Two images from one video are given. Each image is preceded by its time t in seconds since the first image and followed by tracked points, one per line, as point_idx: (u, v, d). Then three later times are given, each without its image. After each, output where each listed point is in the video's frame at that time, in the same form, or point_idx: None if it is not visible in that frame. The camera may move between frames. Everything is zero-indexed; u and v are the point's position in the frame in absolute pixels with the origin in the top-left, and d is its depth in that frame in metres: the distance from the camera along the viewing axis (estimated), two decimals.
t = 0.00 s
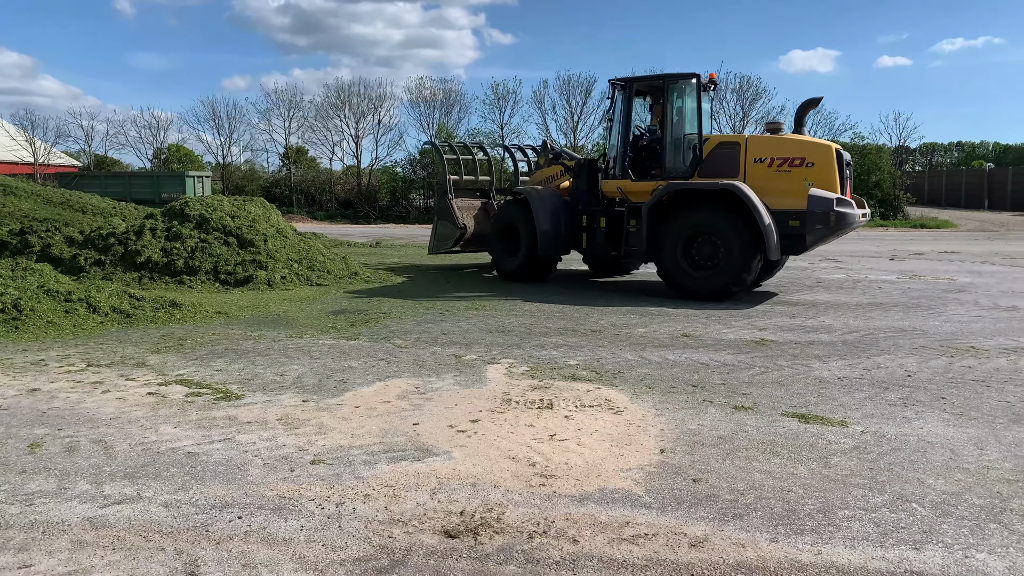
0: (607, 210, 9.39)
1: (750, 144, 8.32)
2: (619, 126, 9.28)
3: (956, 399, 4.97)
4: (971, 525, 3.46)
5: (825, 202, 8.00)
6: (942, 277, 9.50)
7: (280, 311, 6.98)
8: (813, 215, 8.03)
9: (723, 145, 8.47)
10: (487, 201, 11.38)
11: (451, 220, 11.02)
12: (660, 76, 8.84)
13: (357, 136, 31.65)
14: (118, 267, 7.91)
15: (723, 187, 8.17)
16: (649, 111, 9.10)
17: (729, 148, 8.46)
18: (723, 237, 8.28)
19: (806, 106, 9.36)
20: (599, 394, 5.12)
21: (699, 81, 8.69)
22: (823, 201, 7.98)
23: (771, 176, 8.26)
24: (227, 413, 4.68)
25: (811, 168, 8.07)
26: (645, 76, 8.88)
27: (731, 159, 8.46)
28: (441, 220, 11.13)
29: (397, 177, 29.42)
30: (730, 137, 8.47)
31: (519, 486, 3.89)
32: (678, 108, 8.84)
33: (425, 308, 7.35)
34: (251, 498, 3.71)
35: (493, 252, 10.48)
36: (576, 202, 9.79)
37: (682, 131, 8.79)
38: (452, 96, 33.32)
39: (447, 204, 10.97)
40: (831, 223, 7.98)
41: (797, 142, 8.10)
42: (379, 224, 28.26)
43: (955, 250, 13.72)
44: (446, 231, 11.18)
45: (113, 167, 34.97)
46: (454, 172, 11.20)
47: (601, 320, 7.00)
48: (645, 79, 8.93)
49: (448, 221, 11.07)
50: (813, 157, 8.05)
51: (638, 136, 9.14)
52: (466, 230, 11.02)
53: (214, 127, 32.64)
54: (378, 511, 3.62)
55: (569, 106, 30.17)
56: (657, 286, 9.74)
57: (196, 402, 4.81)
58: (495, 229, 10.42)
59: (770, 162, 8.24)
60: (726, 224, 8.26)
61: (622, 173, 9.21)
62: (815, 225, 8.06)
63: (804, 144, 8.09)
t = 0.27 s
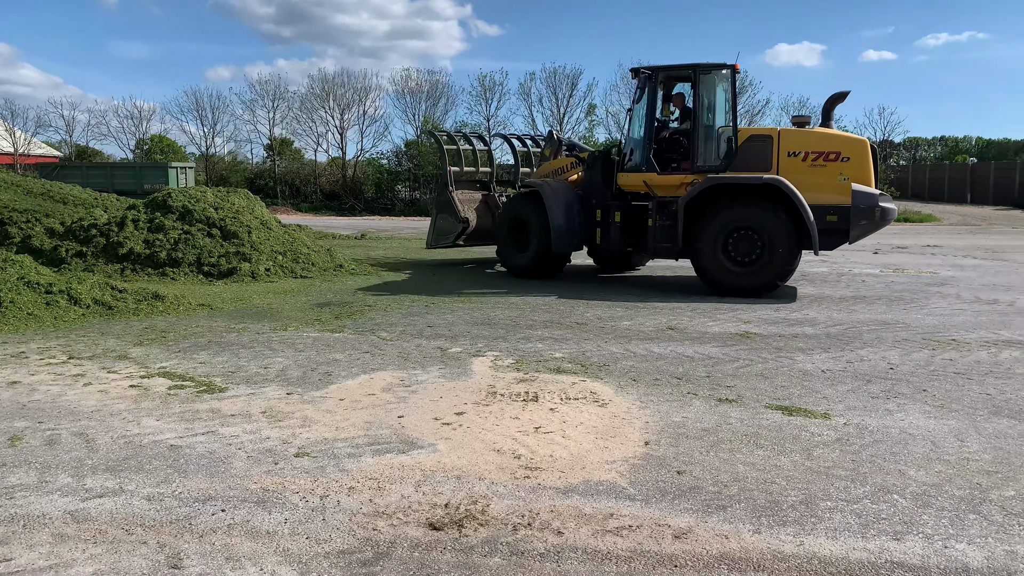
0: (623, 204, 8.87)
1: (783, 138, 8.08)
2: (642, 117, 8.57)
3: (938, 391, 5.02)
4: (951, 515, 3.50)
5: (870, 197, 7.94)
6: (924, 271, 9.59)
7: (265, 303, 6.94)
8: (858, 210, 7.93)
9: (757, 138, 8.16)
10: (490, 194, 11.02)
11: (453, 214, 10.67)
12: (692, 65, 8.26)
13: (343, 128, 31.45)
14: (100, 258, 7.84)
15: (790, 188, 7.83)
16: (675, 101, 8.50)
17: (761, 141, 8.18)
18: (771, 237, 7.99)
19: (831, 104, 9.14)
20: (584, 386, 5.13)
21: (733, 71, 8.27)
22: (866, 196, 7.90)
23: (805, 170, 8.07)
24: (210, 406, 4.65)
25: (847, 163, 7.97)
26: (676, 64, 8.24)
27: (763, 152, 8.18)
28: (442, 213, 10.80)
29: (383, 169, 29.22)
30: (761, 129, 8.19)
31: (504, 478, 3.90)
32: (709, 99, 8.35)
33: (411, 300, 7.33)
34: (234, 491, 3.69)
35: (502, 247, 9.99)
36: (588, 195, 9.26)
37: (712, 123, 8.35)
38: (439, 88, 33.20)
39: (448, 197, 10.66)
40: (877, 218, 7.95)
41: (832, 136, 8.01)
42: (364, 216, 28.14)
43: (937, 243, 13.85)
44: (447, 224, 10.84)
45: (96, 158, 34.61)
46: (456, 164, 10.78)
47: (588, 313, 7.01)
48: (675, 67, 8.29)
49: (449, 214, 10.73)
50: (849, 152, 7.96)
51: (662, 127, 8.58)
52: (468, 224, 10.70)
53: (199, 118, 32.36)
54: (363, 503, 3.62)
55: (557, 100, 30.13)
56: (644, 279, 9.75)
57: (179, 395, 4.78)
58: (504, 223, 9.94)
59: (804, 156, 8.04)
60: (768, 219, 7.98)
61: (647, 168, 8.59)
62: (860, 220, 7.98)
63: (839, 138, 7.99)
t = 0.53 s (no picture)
0: (646, 201, 8.69)
1: (816, 134, 7.91)
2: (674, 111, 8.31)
3: (923, 386, 5.07)
4: (937, 510, 3.53)
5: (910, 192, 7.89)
6: (912, 267, 9.66)
7: (253, 299, 6.92)
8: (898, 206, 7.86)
9: (791, 133, 7.98)
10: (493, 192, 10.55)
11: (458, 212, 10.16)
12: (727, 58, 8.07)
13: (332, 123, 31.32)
14: (86, 254, 7.80)
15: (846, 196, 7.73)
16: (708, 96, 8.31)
17: (794, 137, 7.99)
18: (817, 239, 7.84)
19: (858, 100, 9.15)
20: (574, 382, 5.14)
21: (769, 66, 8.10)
22: (905, 191, 7.84)
23: (839, 167, 7.92)
24: (198, 403, 4.63)
25: (881, 159, 7.87)
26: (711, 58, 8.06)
27: (796, 149, 8.00)
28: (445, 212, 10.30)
29: (372, 165, 28.88)
30: (795, 125, 8.01)
31: (493, 474, 3.90)
32: (743, 92, 8.16)
33: (399, 297, 7.33)
34: (222, 488, 3.68)
35: (516, 245, 9.62)
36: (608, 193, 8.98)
37: (746, 118, 8.16)
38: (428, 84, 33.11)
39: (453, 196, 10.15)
40: (917, 214, 7.92)
41: (867, 133, 7.86)
42: (352, 212, 28.05)
43: (924, 240, 13.96)
44: (450, 223, 10.33)
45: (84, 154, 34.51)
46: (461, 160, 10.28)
47: (577, 309, 7.02)
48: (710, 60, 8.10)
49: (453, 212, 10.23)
50: (882, 148, 7.85)
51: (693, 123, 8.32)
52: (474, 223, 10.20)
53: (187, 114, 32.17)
54: (352, 499, 3.61)
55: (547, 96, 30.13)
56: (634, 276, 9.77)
57: (167, 391, 4.75)
58: (519, 220, 9.56)
59: (838, 152, 7.90)
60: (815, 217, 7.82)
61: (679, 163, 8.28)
62: (902, 216, 7.91)
63: (871, 134, 7.86)
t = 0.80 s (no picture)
0: (675, 201, 8.47)
1: (852, 132, 7.95)
2: (710, 110, 8.14)
3: (915, 384, 5.09)
4: (928, 506, 3.55)
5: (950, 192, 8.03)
6: (904, 265, 9.70)
7: (246, 299, 6.91)
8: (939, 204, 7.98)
9: (829, 132, 7.98)
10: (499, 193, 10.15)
11: (470, 213, 9.70)
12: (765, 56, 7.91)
13: (325, 122, 31.24)
14: (78, 255, 7.77)
15: (891, 198, 7.71)
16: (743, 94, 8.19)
17: (831, 135, 7.99)
18: (861, 238, 7.77)
19: (885, 100, 9.16)
20: (567, 382, 5.15)
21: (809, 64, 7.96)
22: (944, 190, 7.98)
23: (874, 165, 8.00)
24: (191, 403, 4.63)
25: (913, 157, 8.02)
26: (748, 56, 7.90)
27: (832, 147, 7.99)
28: (455, 214, 9.82)
29: (366, 164, 28.93)
30: (830, 124, 8.04)
31: (487, 474, 3.90)
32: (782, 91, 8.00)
33: (393, 296, 7.33)
34: (216, 488, 3.68)
35: (539, 245, 9.23)
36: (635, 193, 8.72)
37: (784, 116, 8.02)
38: (421, 84, 33.08)
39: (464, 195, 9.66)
40: (955, 212, 8.03)
41: (900, 132, 8.00)
42: (345, 211, 27.97)
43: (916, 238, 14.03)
44: (460, 225, 9.85)
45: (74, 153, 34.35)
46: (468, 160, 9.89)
47: (571, 308, 7.03)
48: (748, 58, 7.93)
49: (464, 213, 9.78)
50: (913, 146, 8.02)
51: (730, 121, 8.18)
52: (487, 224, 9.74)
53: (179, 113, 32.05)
54: (345, 499, 3.61)
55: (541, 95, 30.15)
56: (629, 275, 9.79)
57: (159, 392, 4.74)
58: (542, 220, 9.18)
59: (874, 151, 7.97)
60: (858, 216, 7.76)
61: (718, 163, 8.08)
62: (942, 215, 8.02)
63: (903, 133, 8.03)
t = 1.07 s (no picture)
0: (709, 201, 8.33)
1: (884, 131, 7.95)
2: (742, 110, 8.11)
3: (911, 382, 5.10)
4: (925, 504, 3.56)
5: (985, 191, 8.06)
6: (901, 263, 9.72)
7: (242, 300, 6.90)
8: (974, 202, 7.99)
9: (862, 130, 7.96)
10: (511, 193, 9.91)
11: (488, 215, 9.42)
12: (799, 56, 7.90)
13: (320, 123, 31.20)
14: (72, 256, 7.75)
15: (929, 195, 7.76)
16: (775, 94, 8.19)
17: (863, 134, 7.98)
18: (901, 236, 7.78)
19: (914, 96, 9.15)
20: (564, 381, 5.15)
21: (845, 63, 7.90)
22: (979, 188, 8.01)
23: (906, 164, 8.01)
24: (187, 405, 4.62)
25: (944, 156, 8.03)
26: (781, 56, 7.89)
27: (865, 145, 7.98)
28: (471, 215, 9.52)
29: (361, 165, 28.87)
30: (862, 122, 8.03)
31: (484, 474, 3.90)
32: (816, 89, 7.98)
33: (389, 296, 7.33)
34: (213, 490, 3.67)
35: (567, 249, 8.93)
36: (666, 192, 8.54)
37: (819, 114, 7.99)
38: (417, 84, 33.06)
39: (481, 197, 9.43)
40: (991, 210, 8.02)
41: (932, 131, 8.03)
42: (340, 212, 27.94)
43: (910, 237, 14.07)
44: (475, 227, 9.56)
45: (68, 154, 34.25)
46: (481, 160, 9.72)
47: (568, 308, 7.03)
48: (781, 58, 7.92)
49: (481, 215, 9.49)
50: (945, 144, 8.02)
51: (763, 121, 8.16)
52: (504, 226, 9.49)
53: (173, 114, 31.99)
54: (343, 500, 3.61)
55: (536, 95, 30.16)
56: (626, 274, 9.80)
57: (156, 394, 4.73)
58: (571, 223, 8.88)
59: (906, 149, 7.98)
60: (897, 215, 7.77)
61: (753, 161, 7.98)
62: (978, 213, 8.04)
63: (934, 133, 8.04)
